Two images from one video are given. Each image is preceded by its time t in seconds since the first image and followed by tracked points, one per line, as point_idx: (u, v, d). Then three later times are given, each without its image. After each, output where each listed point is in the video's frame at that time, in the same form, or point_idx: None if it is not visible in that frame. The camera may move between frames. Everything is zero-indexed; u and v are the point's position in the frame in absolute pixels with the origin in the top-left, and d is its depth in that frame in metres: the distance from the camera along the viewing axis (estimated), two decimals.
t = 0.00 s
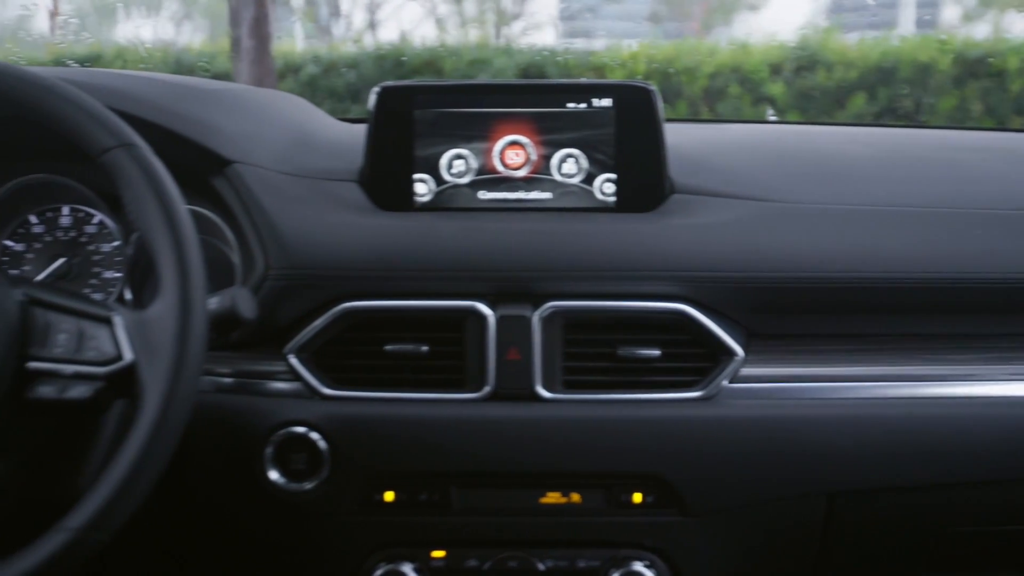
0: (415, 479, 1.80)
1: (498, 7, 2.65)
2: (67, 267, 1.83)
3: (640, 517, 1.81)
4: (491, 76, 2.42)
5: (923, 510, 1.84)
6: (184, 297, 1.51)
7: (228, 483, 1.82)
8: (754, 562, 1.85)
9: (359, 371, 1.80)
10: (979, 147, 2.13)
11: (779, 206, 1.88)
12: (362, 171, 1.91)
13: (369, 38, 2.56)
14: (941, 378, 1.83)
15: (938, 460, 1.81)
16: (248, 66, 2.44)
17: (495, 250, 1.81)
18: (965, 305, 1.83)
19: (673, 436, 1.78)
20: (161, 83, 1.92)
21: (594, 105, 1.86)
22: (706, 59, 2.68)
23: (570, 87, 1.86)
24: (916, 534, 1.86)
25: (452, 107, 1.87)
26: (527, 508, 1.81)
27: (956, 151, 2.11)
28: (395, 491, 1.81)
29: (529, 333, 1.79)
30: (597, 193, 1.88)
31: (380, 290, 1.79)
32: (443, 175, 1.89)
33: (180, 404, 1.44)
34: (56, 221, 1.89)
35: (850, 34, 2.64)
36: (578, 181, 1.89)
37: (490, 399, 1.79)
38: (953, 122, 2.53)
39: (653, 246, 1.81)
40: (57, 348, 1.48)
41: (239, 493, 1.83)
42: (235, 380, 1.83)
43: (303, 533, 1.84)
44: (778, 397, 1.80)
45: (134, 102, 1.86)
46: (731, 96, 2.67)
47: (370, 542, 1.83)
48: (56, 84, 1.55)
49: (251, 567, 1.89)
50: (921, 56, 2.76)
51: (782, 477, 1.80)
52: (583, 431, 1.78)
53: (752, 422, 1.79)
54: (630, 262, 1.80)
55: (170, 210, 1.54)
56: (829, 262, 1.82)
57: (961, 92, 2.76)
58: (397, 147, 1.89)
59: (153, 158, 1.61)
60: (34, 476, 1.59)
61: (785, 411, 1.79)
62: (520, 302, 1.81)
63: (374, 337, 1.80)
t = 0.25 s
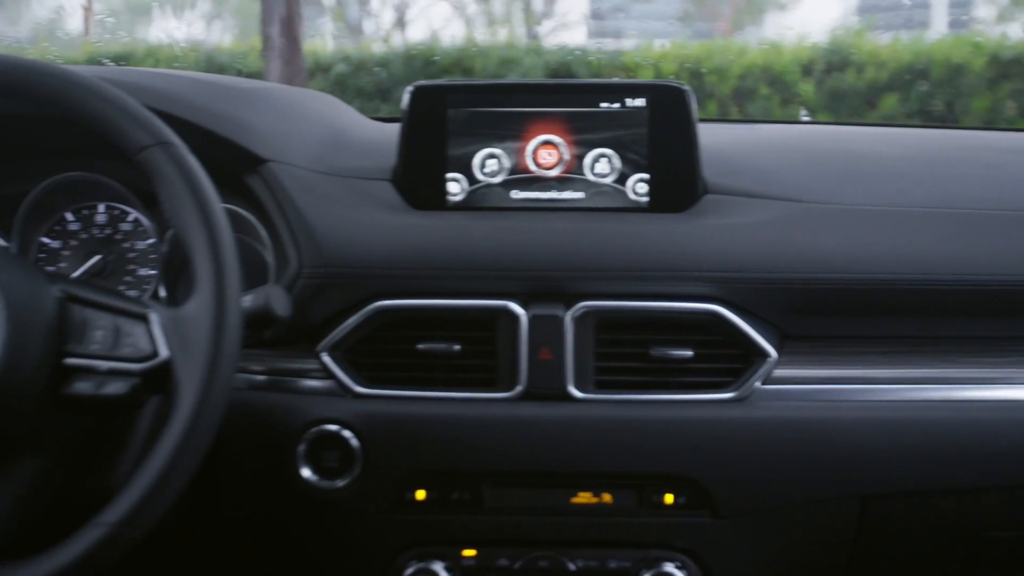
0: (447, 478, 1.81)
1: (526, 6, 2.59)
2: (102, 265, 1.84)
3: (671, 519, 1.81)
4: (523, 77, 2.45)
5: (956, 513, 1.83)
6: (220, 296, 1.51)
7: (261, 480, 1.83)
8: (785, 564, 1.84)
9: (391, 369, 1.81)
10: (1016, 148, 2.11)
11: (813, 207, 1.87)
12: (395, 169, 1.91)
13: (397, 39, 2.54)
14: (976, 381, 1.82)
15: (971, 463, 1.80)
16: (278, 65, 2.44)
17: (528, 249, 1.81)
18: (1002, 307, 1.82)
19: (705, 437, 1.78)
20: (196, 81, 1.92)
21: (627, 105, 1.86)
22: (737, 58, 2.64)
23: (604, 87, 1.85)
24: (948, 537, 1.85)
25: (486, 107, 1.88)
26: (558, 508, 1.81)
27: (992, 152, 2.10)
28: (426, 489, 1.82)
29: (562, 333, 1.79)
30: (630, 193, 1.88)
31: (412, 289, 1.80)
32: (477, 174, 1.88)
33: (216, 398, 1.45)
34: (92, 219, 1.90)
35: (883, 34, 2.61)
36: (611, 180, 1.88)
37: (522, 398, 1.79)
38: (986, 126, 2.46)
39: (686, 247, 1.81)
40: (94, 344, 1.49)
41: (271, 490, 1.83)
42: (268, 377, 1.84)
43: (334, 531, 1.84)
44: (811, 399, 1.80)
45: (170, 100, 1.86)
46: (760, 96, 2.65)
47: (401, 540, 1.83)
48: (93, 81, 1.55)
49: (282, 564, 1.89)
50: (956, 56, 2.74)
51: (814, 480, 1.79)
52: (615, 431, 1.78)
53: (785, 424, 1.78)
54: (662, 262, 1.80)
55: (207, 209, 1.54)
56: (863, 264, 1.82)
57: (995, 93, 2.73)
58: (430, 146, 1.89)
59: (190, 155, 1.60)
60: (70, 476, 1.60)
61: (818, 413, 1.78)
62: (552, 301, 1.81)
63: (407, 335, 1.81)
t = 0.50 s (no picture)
0: (478, 477, 1.81)
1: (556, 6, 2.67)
2: (136, 263, 1.86)
3: (702, 520, 1.81)
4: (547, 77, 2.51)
5: (987, 517, 1.82)
6: (253, 295, 1.50)
7: (292, 478, 1.84)
8: (815, 566, 1.84)
9: (423, 368, 1.81)
10: None
11: (846, 208, 1.86)
12: (427, 168, 1.91)
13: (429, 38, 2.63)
14: (1011, 385, 1.80)
15: (1006, 467, 1.78)
16: (307, 65, 2.45)
17: (560, 249, 1.81)
18: None
19: (737, 439, 1.77)
20: (229, 79, 1.92)
21: (659, 105, 1.85)
22: (766, 58, 2.64)
23: (636, 86, 1.85)
24: (977, 539, 1.85)
25: (518, 106, 1.87)
26: (589, 508, 1.81)
27: None
28: (457, 488, 1.82)
29: (593, 333, 1.79)
30: (662, 193, 1.88)
31: (444, 288, 1.80)
32: (508, 173, 1.89)
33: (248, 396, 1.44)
34: (126, 217, 1.92)
35: (914, 35, 2.59)
36: (643, 181, 1.88)
37: (553, 398, 1.79)
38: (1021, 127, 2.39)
39: (719, 248, 1.81)
40: (129, 341, 1.49)
41: (303, 488, 1.84)
42: (299, 375, 1.85)
43: (365, 529, 1.85)
44: (843, 401, 1.79)
45: (204, 98, 1.86)
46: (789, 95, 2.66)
47: (432, 538, 1.84)
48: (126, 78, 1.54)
49: (313, 561, 1.90)
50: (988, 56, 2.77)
51: (846, 482, 1.78)
52: (646, 432, 1.78)
53: (817, 426, 1.77)
54: (695, 263, 1.79)
55: (241, 208, 1.53)
56: (897, 265, 1.80)
57: None
58: (462, 146, 1.89)
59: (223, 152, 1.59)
60: (105, 470, 1.63)
61: (850, 416, 1.78)
62: (583, 301, 1.81)
63: (438, 334, 1.81)
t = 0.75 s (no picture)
0: (508, 477, 1.81)
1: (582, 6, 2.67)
2: (168, 260, 1.88)
3: (732, 521, 1.81)
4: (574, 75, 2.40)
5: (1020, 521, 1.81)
6: (287, 293, 1.50)
7: (322, 476, 1.85)
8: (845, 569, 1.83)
9: (453, 367, 1.81)
10: None
11: (879, 209, 1.85)
12: (458, 167, 1.91)
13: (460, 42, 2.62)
14: None
15: None
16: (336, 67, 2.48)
17: (591, 249, 1.81)
18: None
19: (768, 441, 1.77)
20: (262, 78, 1.92)
21: (691, 105, 1.85)
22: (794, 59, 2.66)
23: (668, 87, 1.84)
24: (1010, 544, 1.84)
25: (549, 106, 1.87)
26: (619, 508, 1.81)
27: None
28: (487, 487, 1.82)
29: (624, 333, 1.79)
30: (694, 193, 1.87)
31: (475, 287, 1.80)
32: (539, 173, 1.89)
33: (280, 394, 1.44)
34: (159, 214, 1.93)
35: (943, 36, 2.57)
36: (674, 181, 1.88)
37: (583, 398, 1.79)
38: None
39: (751, 248, 1.80)
40: (163, 338, 1.50)
41: (333, 486, 1.85)
42: (330, 373, 1.85)
43: (394, 527, 1.85)
44: (875, 403, 1.78)
45: (237, 97, 1.87)
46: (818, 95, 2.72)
47: (461, 537, 1.84)
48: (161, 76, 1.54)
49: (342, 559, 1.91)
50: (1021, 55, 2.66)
51: (877, 484, 1.78)
52: (677, 432, 1.78)
53: (849, 428, 1.77)
54: (727, 264, 1.79)
55: (274, 207, 1.53)
56: (930, 267, 1.79)
57: None
58: (493, 145, 1.89)
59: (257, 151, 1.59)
60: (138, 465, 1.63)
61: (882, 418, 1.77)
62: (614, 301, 1.81)
63: (469, 334, 1.81)
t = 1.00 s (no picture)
0: (537, 477, 1.81)
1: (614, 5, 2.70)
2: (200, 258, 1.89)
3: (762, 523, 1.81)
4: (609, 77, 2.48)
5: None
6: (319, 293, 1.50)
7: (352, 474, 1.85)
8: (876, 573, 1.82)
9: (483, 366, 1.82)
10: None
11: (911, 210, 1.84)
12: (489, 167, 1.91)
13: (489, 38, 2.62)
14: None
15: None
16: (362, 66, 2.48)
17: (621, 249, 1.81)
18: None
19: (798, 442, 1.77)
20: (294, 77, 1.93)
21: (722, 105, 1.84)
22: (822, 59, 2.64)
23: (699, 86, 1.84)
24: None
25: (580, 105, 1.87)
26: (648, 509, 1.80)
27: None
28: (516, 487, 1.83)
29: (654, 334, 1.79)
30: (725, 193, 1.87)
31: (505, 287, 1.81)
32: (569, 173, 1.89)
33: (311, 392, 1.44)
34: (190, 212, 1.93)
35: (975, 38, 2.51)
36: (705, 181, 1.87)
37: (612, 398, 1.80)
38: None
39: (782, 249, 1.79)
40: (196, 336, 1.50)
41: (362, 484, 1.86)
42: (360, 372, 1.86)
43: (422, 526, 1.86)
44: (907, 405, 1.77)
45: (269, 96, 1.87)
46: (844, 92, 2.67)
47: (489, 537, 1.85)
48: (196, 76, 1.54)
49: (371, 557, 1.92)
50: None
51: (908, 487, 1.77)
52: (706, 433, 1.77)
53: (880, 430, 1.76)
54: (758, 265, 1.78)
55: (307, 206, 1.53)
56: (964, 269, 1.78)
57: None
58: (524, 145, 1.89)
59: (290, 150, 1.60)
60: (171, 462, 1.64)
61: (913, 420, 1.76)
62: (645, 301, 1.80)
63: (500, 333, 1.81)
